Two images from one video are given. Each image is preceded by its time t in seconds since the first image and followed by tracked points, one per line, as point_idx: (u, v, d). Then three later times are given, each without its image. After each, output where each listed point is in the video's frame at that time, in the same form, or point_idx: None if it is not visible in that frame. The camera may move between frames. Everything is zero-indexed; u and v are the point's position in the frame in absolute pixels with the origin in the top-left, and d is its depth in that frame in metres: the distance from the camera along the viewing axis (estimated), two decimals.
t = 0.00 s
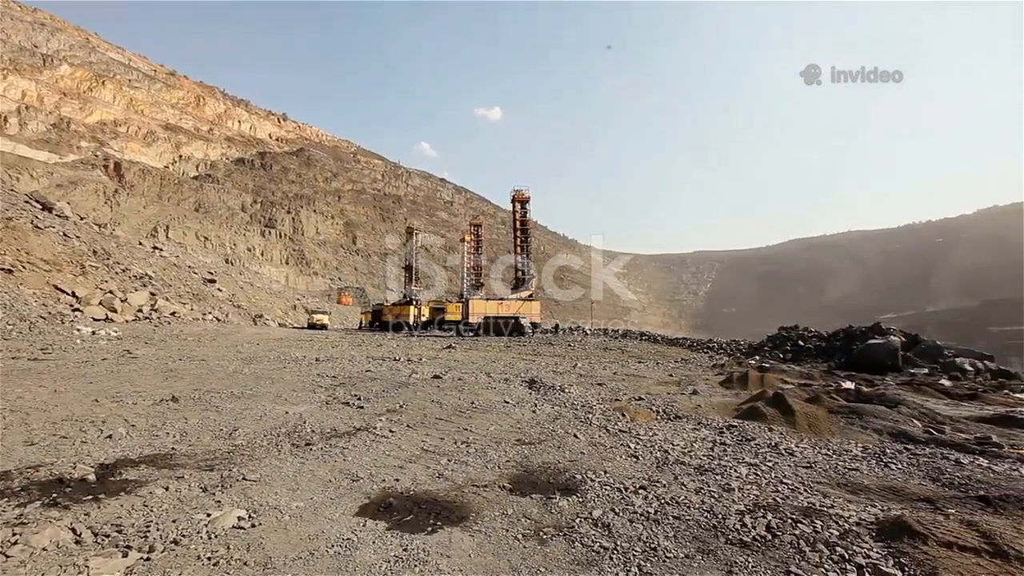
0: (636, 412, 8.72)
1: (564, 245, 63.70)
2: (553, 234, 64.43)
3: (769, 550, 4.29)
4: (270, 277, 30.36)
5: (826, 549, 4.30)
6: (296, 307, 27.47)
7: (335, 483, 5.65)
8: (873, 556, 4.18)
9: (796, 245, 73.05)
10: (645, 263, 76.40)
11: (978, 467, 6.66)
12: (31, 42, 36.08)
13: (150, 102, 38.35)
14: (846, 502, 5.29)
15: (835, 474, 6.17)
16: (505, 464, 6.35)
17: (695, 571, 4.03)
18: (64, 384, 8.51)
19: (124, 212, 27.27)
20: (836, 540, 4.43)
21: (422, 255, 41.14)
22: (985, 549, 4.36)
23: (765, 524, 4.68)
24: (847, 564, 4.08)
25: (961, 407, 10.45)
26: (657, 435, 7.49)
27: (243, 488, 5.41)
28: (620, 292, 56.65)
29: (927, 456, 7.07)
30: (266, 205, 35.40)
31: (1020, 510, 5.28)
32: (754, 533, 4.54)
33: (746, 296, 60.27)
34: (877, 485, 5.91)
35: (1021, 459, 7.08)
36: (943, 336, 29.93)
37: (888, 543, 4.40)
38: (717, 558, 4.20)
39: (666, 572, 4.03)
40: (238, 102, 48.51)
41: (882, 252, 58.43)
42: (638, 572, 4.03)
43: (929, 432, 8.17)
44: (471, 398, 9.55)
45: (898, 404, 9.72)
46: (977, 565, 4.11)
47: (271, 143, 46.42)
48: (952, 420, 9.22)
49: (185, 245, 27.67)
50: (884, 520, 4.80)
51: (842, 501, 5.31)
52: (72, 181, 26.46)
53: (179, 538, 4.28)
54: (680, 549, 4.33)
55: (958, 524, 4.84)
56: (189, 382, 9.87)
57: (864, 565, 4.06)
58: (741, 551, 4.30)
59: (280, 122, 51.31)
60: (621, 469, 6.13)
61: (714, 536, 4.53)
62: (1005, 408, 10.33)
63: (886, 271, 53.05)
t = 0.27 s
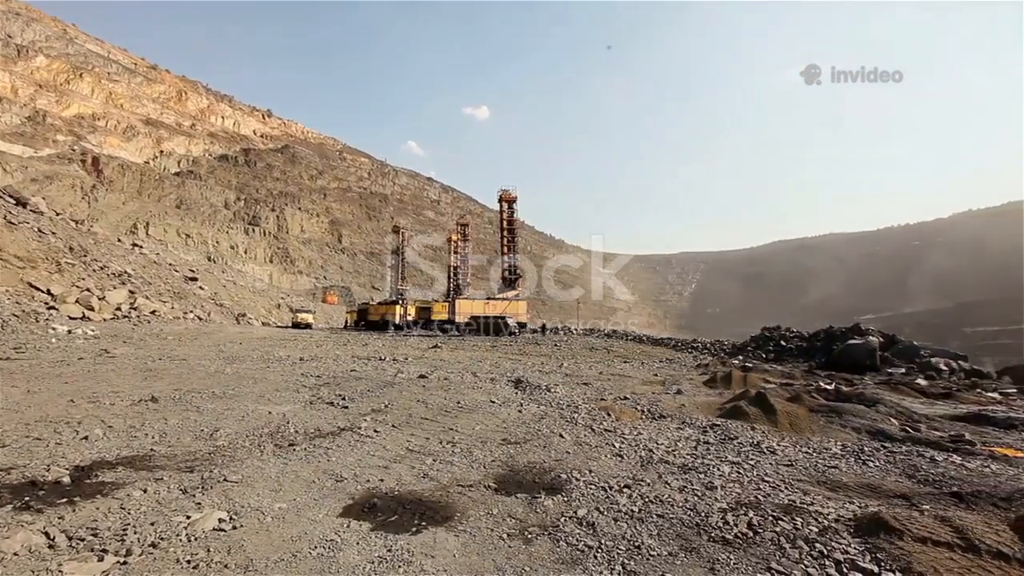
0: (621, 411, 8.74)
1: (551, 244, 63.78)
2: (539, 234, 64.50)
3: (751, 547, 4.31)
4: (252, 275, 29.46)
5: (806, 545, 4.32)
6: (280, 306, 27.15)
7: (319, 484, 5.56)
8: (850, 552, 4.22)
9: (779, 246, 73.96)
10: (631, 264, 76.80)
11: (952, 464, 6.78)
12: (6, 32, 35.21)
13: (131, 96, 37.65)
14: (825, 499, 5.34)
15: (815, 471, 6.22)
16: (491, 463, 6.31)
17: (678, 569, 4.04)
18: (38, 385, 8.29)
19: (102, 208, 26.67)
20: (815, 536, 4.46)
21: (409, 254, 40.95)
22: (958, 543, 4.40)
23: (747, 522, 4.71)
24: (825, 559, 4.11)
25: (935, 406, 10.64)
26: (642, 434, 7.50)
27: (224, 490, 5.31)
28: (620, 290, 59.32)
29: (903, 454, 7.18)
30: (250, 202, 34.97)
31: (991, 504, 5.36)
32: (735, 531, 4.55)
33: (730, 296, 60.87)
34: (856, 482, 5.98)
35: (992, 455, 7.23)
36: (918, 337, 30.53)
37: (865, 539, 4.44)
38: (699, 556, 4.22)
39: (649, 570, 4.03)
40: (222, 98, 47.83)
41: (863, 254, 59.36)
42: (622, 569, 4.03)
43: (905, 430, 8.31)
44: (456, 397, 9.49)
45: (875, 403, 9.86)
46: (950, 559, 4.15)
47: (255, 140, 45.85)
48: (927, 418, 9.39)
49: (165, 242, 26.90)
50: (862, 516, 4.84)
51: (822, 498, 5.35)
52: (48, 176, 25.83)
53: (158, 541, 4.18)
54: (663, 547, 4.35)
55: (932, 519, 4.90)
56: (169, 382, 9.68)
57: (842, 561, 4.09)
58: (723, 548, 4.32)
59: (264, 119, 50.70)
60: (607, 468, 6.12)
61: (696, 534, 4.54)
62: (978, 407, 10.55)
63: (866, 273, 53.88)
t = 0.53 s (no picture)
0: (605, 411, 8.73)
1: (536, 244, 63.81)
2: (525, 234, 64.50)
3: (731, 545, 4.32)
4: (234, 273, 28.91)
5: (784, 541, 4.34)
6: (261, 305, 26.77)
7: (301, 485, 5.46)
8: (827, 547, 4.24)
9: (761, 248, 74.84)
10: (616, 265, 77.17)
11: (925, 461, 6.89)
12: None
13: (108, 89, 36.85)
14: (803, 496, 5.38)
15: (793, 469, 6.27)
16: (475, 463, 6.25)
17: (660, 567, 4.04)
18: (8, 385, 8.04)
19: (77, 203, 25.93)
20: (793, 533, 4.48)
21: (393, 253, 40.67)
22: (929, 538, 4.44)
23: (727, 519, 4.73)
24: (802, 555, 4.13)
25: (909, 404, 10.83)
26: (625, 433, 7.50)
27: (203, 492, 5.19)
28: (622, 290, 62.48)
29: (878, 451, 7.28)
30: (232, 199, 34.49)
31: (961, 500, 5.44)
32: (716, 529, 4.56)
33: (713, 296, 61.48)
34: (833, 479, 6.04)
35: (962, 453, 7.38)
36: (894, 337, 31.10)
37: (841, 535, 4.47)
38: (681, 554, 4.22)
39: (632, 568, 4.02)
40: (203, 92, 47.06)
41: (842, 256, 60.33)
42: (605, 568, 4.02)
43: (881, 428, 8.43)
44: (441, 397, 9.40)
45: (852, 402, 10.00)
46: (922, 553, 4.19)
47: (237, 135, 45.20)
48: (901, 417, 9.55)
49: (143, 239, 26.27)
50: (838, 513, 4.88)
51: (800, 495, 5.39)
52: (21, 169, 25.15)
53: (133, 545, 4.06)
54: (645, 545, 4.34)
55: (905, 514, 4.95)
56: (146, 382, 9.46)
57: (818, 556, 4.12)
58: (704, 546, 4.33)
59: (246, 114, 49.98)
60: (590, 467, 6.11)
61: (678, 532, 4.55)
62: (949, 405, 10.76)
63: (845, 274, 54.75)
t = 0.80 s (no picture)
0: (586, 410, 8.72)
1: (519, 244, 63.79)
2: (508, 234, 64.46)
3: (709, 542, 4.32)
4: (212, 270, 28.31)
5: (760, 538, 4.36)
6: (240, 303, 26.33)
7: (279, 486, 5.34)
8: (802, 543, 4.26)
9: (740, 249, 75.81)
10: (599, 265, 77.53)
11: (895, 458, 7.01)
12: None
13: (80, 81, 35.89)
14: (779, 494, 5.41)
15: (770, 467, 6.32)
16: (456, 463, 6.18)
17: (639, 565, 4.03)
18: None
19: (47, 197, 25.05)
20: (769, 529, 4.50)
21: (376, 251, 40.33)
22: (898, 532, 4.48)
23: (706, 516, 4.73)
24: (778, 551, 4.15)
25: (880, 402, 11.03)
26: (607, 433, 7.48)
27: (177, 494, 5.04)
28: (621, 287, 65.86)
29: (851, 448, 7.39)
30: (210, 195, 33.89)
31: (928, 495, 5.52)
32: (694, 526, 4.57)
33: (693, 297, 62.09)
34: (808, 476, 6.09)
35: (931, 450, 7.53)
36: (867, 338, 31.71)
37: (815, 530, 4.50)
38: (660, 551, 4.21)
39: (612, 567, 4.01)
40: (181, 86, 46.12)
41: (819, 258, 61.35)
42: (586, 566, 4.00)
43: (854, 426, 8.57)
44: (423, 397, 9.30)
45: (827, 401, 10.15)
46: (892, 547, 4.22)
47: (216, 130, 44.41)
48: (873, 415, 9.72)
49: (117, 235, 25.59)
50: (812, 509, 4.92)
51: (776, 493, 5.43)
52: None
53: (102, 550, 3.91)
54: (625, 543, 4.33)
55: (876, 510, 5.01)
56: (118, 382, 9.20)
57: (793, 552, 4.14)
58: (683, 543, 4.33)
59: (226, 109, 49.13)
60: (572, 467, 6.08)
61: (657, 529, 4.54)
62: (919, 404, 10.98)
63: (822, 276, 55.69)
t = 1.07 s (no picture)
0: (571, 410, 8.69)
1: (505, 244, 63.72)
2: (494, 233, 64.38)
3: (691, 540, 4.31)
4: (192, 268, 27.78)
5: (740, 535, 4.37)
6: (221, 301, 25.92)
7: (259, 488, 5.23)
8: (781, 540, 4.27)
9: (724, 251, 76.58)
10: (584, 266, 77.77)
11: (872, 456, 7.09)
12: None
13: (56, 73, 35.05)
14: (759, 491, 5.43)
15: (751, 465, 6.34)
16: (440, 463, 6.11)
17: (623, 564, 4.00)
18: None
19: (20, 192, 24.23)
20: (749, 526, 4.50)
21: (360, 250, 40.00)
22: (874, 528, 4.49)
23: (688, 514, 4.72)
24: (759, 548, 4.15)
25: (857, 402, 11.18)
26: (591, 432, 7.46)
27: (154, 497, 4.90)
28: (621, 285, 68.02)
29: (829, 446, 7.46)
30: (190, 191, 33.34)
31: (902, 491, 5.57)
32: (676, 524, 4.55)
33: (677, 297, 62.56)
34: (787, 474, 6.13)
35: (905, 447, 7.64)
36: (845, 339, 32.20)
37: (794, 527, 4.50)
38: (643, 549, 4.20)
39: (595, 565, 3.98)
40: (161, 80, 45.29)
41: (800, 260, 62.19)
42: (569, 565, 3.96)
43: (832, 425, 8.67)
44: (407, 397, 9.19)
45: (806, 400, 10.26)
46: (867, 542, 4.24)
47: (197, 126, 43.68)
48: (851, 413, 9.84)
49: (93, 232, 24.92)
50: (792, 507, 4.93)
51: (756, 490, 5.45)
52: None
53: (75, 555, 3.78)
54: (608, 541, 4.31)
55: (852, 506, 5.04)
56: (93, 383, 8.97)
57: (773, 549, 4.14)
58: (666, 541, 4.31)
59: (207, 104, 48.36)
60: (556, 466, 6.03)
61: (640, 528, 4.52)
62: (895, 403, 11.15)
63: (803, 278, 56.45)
